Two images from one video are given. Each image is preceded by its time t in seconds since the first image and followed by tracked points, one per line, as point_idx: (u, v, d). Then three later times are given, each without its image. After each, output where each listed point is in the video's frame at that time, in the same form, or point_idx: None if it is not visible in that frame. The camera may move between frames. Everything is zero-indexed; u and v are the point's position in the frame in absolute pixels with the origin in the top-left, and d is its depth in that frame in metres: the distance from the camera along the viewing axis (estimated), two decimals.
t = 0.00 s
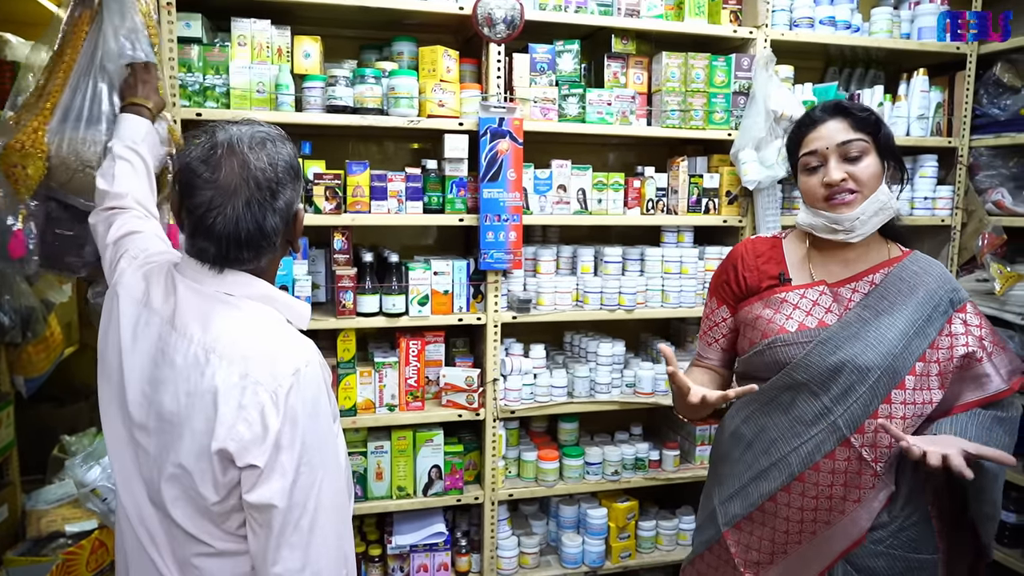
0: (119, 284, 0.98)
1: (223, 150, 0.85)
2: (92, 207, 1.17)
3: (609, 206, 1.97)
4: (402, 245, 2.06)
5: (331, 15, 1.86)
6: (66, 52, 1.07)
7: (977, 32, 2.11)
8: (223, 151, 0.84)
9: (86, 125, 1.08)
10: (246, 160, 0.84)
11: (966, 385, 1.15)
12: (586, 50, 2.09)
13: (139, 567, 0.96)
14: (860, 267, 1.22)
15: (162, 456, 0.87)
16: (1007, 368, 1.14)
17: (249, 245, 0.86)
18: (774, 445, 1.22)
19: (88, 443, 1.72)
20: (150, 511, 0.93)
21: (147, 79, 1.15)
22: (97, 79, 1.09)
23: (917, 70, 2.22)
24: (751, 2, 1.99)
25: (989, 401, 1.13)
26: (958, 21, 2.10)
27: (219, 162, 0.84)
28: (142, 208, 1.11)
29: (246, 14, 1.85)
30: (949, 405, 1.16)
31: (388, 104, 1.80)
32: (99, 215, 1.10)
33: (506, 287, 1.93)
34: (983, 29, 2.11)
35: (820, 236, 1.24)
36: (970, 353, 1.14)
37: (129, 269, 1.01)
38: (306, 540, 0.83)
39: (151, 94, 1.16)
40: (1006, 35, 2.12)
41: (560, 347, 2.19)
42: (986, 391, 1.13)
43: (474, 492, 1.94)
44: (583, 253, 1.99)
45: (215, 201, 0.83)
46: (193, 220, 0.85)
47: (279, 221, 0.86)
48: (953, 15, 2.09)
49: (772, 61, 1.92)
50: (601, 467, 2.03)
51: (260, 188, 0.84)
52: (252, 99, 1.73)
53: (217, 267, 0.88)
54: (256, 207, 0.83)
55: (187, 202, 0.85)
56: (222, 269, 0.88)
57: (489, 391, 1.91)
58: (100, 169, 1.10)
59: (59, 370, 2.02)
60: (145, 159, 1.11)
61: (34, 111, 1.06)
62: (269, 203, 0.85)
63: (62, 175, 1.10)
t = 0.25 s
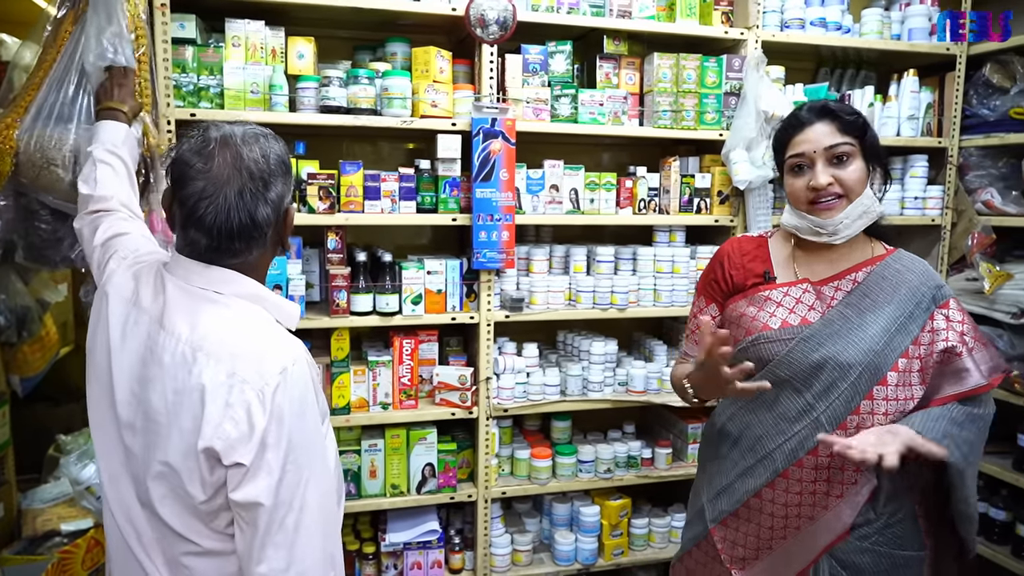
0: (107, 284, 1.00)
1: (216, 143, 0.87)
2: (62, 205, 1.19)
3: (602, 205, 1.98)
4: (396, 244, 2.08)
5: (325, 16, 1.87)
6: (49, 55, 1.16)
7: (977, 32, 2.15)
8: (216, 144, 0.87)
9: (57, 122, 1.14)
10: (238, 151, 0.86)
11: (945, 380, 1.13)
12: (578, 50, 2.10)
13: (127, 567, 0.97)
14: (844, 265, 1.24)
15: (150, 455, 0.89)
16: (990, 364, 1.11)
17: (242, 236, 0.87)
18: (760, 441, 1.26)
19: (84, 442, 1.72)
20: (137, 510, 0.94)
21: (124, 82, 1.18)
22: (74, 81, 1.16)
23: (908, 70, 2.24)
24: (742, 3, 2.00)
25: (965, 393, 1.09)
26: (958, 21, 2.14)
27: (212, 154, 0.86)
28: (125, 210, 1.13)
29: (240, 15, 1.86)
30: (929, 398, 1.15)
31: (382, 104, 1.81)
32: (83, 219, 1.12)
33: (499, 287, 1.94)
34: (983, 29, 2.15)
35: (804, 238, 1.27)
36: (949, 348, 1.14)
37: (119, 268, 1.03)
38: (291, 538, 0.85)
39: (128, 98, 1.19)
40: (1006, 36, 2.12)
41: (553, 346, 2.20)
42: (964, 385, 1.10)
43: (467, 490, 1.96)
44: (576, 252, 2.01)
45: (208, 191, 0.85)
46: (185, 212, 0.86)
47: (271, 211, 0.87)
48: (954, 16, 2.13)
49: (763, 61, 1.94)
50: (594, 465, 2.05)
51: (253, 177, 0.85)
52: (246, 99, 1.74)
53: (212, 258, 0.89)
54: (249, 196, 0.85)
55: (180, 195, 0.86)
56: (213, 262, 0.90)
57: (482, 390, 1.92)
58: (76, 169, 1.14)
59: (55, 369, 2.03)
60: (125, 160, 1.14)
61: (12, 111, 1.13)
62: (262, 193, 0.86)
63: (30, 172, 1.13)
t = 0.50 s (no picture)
0: (98, 283, 1.01)
1: (209, 140, 0.90)
2: (66, 205, 1.22)
3: (596, 205, 2.00)
4: (392, 244, 2.10)
5: (321, 18, 1.89)
6: (51, 56, 1.18)
7: (977, 32, 2.14)
8: (210, 141, 0.90)
9: (62, 124, 1.18)
10: (230, 149, 0.89)
11: (920, 375, 1.19)
12: (572, 52, 2.12)
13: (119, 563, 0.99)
14: (823, 265, 1.26)
15: (139, 449, 0.90)
16: (964, 360, 1.16)
17: (232, 230, 0.88)
18: (742, 437, 1.27)
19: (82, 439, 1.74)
20: (129, 505, 0.96)
21: (129, 88, 1.22)
22: (79, 83, 1.19)
23: (899, 71, 2.26)
24: (734, 5, 2.02)
25: (939, 389, 1.17)
26: (958, 21, 2.13)
27: (204, 150, 0.89)
28: (126, 211, 1.15)
29: (237, 16, 1.88)
30: (905, 392, 1.21)
31: (378, 105, 1.83)
32: (83, 219, 1.14)
33: (494, 285, 1.96)
34: (983, 28, 2.14)
35: (776, 225, 1.29)
36: (923, 344, 1.18)
37: (108, 267, 1.04)
38: (276, 532, 0.86)
39: (131, 102, 1.22)
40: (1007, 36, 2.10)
41: (547, 344, 2.22)
42: (937, 381, 1.17)
43: (462, 487, 1.97)
44: (570, 252, 2.03)
45: (199, 185, 0.87)
46: (175, 205, 0.88)
47: (261, 206, 0.89)
48: (954, 15, 2.12)
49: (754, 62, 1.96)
50: (588, 462, 2.06)
51: (244, 172, 0.88)
52: (243, 100, 1.76)
53: (197, 250, 0.91)
54: (239, 189, 0.87)
55: (171, 189, 0.88)
56: (202, 257, 0.92)
57: (477, 387, 1.94)
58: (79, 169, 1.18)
59: (53, 368, 2.05)
60: (127, 163, 1.16)
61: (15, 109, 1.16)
62: (252, 187, 0.88)
63: (36, 173, 1.17)
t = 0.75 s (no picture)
0: (95, 280, 1.02)
1: (200, 135, 0.91)
2: (70, 205, 1.24)
3: (594, 204, 2.01)
4: (391, 243, 2.10)
5: (320, 18, 1.90)
6: (58, 56, 1.19)
7: (977, 32, 2.12)
8: (200, 135, 0.91)
9: (73, 126, 1.20)
10: (222, 143, 0.90)
11: (921, 379, 1.22)
12: (571, 51, 2.13)
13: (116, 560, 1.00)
14: (826, 265, 1.27)
15: (136, 443, 0.91)
16: (964, 366, 1.19)
17: (225, 224, 0.90)
18: (738, 433, 1.28)
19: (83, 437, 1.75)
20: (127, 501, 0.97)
21: (142, 94, 1.26)
22: (92, 86, 1.22)
23: (897, 71, 2.27)
24: (732, 4, 2.03)
25: (940, 394, 1.20)
26: (958, 21, 2.13)
27: (196, 145, 0.90)
28: (124, 212, 1.16)
29: (237, 16, 1.89)
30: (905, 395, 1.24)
31: (377, 104, 1.84)
32: (81, 218, 1.14)
33: (493, 284, 1.97)
34: (983, 29, 2.12)
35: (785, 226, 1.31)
36: (924, 348, 1.20)
37: (104, 266, 1.05)
38: (275, 520, 0.86)
39: (144, 110, 1.25)
40: (1006, 37, 2.06)
41: (546, 343, 2.23)
42: (938, 386, 1.20)
43: (461, 484, 1.98)
44: (568, 250, 2.04)
45: (191, 179, 0.88)
46: (168, 200, 0.89)
47: (253, 199, 0.91)
48: (953, 16, 2.13)
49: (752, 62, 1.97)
50: (587, 460, 2.07)
51: (236, 166, 0.89)
52: (243, 99, 1.77)
53: (187, 244, 0.92)
54: (231, 183, 0.88)
55: (164, 184, 0.90)
56: (194, 250, 0.93)
57: (476, 385, 1.95)
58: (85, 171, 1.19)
59: (53, 367, 2.05)
60: (133, 169, 1.18)
61: (23, 110, 1.17)
62: (244, 181, 0.90)
63: (45, 172, 1.19)
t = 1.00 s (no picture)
0: (85, 283, 1.00)
1: (188, 137, 0.93)
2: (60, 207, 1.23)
3: (594, 204, 2.00)
4: (390, 244, 2.09)
5: (319, 17, 1.89)
6: (53, 54, 1.20)
7: (977, 32, 2.13)
8: (188, 137, 0.92)
9: (67, 127, 1.21)
10: (209, 144, 0.92)
11: (926, 384, 1.21)
12: (571, 51, 2.12)
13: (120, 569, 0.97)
14: (832, 267, 1.27)
15: (141, 446, 0.90)
16: (970, 371, 1.18)
17: (216, 223, 0.91)
18: (740, 436, 1.26)
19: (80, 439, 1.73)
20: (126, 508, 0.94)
21: (141, 102, 1.25)
22: (91, 89, 1.24)
23: (898, 71, 2.26)
24: (733, 4, 2.02)
25: (944, 399, 1.19)
26: (958, 21, 2.13)
27: (183, 146, 0.91)
28: (109, 217, 1.13)
29: (234, 16, 1.88)
30: (908, 399, 1.23)
31: (375, 104, 1.82)
32: (64, 222, 1.11)
33: (492, 285, 1.96)
34: (983, 29, 2.13)
35: (800, 224, 1.29)
36: (930, 352, 1.19)
37: (92, 268, 1.02)
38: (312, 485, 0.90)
39: (143, 118, 1.24)
40: (1006, 36, 2.08)
41: (545, 344, 2.22)
42: (943, 390, 1.19)
43: (460, 487, 1.97)
44: (568, 251, 2.03)
45: (179, 180, 0.90)
46: (158, 201, 0.91)
47: (242, 197, 0.92)
48: (953, 16, 2.13)
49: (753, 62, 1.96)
50: (587, 462, 2.06)
51: (224, 166, 0.91)
52: (240, 99, 1.76)
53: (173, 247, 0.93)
54: (220, 182, 0.90)
55: (153, 186, 0.91)
56: (185, 251, 0.94)
57: (475, 387, 1.93)
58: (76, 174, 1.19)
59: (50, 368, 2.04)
60: (123, 177, 1.16)
61: (16, 110, 1.16)
62: (232, 180, 0.91)
63: (36, 172, 1.18)
